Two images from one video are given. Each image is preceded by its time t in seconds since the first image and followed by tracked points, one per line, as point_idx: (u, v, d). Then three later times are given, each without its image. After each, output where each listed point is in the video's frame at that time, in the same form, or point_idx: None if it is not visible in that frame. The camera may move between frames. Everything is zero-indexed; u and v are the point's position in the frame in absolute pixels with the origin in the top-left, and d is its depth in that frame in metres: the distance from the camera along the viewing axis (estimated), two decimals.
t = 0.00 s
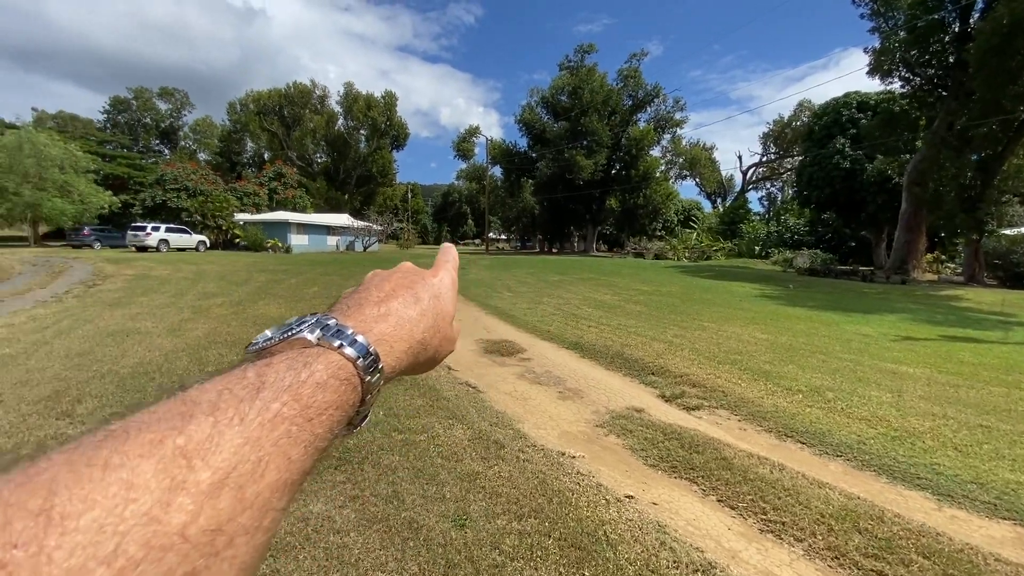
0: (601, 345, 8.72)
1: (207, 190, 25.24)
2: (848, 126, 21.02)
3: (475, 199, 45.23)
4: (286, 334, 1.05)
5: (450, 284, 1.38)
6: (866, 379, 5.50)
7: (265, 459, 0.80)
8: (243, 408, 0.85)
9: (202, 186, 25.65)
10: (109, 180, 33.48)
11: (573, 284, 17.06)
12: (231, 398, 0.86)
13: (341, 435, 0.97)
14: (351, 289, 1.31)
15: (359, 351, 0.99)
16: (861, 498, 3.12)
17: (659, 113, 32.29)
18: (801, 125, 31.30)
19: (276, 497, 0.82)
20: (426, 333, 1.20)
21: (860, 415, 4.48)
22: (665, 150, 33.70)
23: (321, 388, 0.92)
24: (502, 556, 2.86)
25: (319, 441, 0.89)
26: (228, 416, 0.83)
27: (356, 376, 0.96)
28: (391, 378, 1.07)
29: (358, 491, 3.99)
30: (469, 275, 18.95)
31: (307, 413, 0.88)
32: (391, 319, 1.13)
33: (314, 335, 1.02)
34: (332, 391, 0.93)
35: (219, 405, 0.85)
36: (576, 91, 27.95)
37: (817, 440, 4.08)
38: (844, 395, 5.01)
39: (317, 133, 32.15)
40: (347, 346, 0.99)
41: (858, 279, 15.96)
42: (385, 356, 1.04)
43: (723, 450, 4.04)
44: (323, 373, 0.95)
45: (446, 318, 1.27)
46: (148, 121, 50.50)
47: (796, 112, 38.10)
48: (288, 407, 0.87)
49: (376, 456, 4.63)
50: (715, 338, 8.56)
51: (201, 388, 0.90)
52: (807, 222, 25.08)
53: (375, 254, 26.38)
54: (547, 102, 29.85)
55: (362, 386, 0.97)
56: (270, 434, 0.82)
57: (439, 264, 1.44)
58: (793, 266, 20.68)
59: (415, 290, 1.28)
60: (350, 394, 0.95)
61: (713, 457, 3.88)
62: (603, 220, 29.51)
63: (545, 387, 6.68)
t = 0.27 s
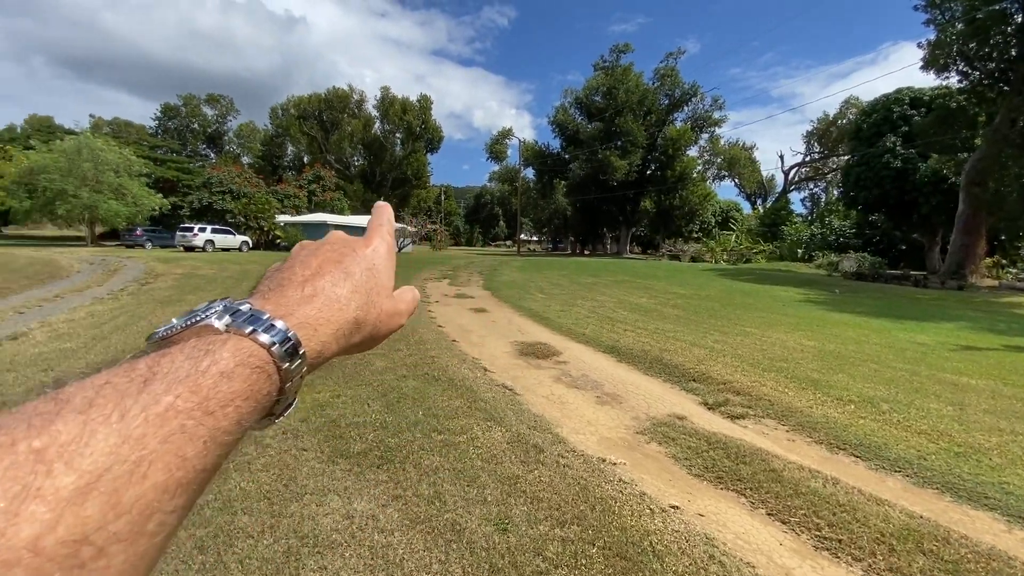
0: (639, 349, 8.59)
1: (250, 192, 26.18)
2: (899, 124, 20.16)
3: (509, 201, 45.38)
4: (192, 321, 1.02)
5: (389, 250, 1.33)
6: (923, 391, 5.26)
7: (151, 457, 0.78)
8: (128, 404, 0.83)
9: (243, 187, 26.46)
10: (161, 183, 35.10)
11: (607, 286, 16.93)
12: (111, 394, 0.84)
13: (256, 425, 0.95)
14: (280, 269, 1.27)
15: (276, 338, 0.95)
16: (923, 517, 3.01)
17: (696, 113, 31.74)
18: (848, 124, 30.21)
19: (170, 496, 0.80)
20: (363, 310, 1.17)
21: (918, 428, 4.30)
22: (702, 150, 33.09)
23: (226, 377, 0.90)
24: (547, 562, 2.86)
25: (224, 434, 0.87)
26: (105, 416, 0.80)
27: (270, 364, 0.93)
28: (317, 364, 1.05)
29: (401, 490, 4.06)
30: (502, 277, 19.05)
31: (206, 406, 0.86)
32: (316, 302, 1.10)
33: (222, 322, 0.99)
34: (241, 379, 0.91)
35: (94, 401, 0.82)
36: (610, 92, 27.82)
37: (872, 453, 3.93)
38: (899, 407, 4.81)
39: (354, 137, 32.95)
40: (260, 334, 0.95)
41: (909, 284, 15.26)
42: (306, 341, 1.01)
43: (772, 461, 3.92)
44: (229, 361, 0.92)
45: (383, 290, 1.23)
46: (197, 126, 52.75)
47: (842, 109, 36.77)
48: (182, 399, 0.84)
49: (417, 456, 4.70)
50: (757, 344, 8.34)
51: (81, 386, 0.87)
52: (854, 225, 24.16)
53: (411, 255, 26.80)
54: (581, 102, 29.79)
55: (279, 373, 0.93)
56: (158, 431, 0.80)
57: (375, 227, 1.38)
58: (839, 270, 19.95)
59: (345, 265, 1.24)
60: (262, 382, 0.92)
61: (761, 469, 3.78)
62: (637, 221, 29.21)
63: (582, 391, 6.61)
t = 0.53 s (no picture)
0: (682, 355, 8.41)
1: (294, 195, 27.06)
2: (961, 120, 19.10)
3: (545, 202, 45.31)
4: (142, 319, 1.01)
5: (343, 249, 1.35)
6: (995, 406, 4.96)
7: (104, 448, 0.78)
8: (79, 398, 0.82)
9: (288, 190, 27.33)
10: (212, 186, 36.70)
11: (646, 289, 16.69)
12: (64, 387, 0.84)
13: (214, 420, 0.95)
14: (234, 271, 1.28)
15: (234, 333, 0.96)
16: (1001, 543, 2.84)
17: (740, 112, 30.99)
18: (903, 120, 28.83)
19: (126, 487, 0.80)
20: (320, 307, 1.19)
21: (991, 446, 4.07)
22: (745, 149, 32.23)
23: (182, 369, 0.90)
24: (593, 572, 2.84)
25: (182, 426, 0.88)
26: (56, 408, 0.80)
27: (229, 359, 0.94)
28: (275, 360, 1.06)
29: (445, 492, 4.09)
30: (539, 278, 19.05)
31: (161, 397, 0.86)
32: (274, 297, 1.12)
33: (176, 319, 0.99)
34: (196, 373, 0.91)
35: (44, 394, 0.82)
36: (649, 91, 27.49)
37: (942, 471, 3.72)
38: (969, 424, 4.55)
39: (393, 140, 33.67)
40: (218, 329, 0.96)
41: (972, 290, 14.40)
42: (264, 336, 1.02)
43: (830, 475, 3.76)
44: (184, 356, 0.92)
45: (340, 286, 1.26)
46: (245, 132, 54.95)
47: (897, 105, 35.11)
48: (136, 392, 0.84)
49: (461, 457, 4.73)
50: (807, 351, 8.05)
51: (28, 383, 0.86)
52: (910, 226, 23.02)
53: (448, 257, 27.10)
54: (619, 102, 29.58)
55: (238, 367, 0.94)
56: (112, 422, 0.80)
57: (327, 225, 1.40)
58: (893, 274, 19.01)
59: (301, 263, 1.25)
60: (220, 376, 0.93)
61: (818, 483, 3.64)
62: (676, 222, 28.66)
63: (624, 397, 6.52)
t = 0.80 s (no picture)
0: (729, 361, 8.14)
1: (337, 197, 27.82)
2: None
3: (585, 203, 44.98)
4: (138, 374, 1.01)
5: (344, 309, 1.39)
6: None
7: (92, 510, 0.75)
8: (69, 461, 0.81)
9: (333, 193, 28.10)
10: (261, 189, 38.18)
11: (689, 292, 16.30)
12: (55, 449, 0.83)
13: (201, 476, 0.92)
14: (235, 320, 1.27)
15: (228, 384, 0.95)
16: None
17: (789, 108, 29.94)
18: (970, 114, 27.15)
19: (108, 553, 0.76)
20: (320, 352, 1.19)
21: None
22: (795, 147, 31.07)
23: (175, 427, 0.89)
24: None
25: (169, 487, 0.86)
26: (42, 474, 0.77)
27: (221, 412, 0.93)
28: (270, 407, 1.05)
29: (491, 496, 4.08)
30: (577, 280, 18.92)
31: (152, 457, 0.84)
32: (273, 343, 1.13)
33: (171, 372, 0.98)
34: (188, 429, 0.90)
35: (34, 458, 0.80)
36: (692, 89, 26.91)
37: None
38: None
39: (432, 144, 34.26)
40: (211, 381, 0.95)
41: None
42: (260, 387, 1.01)
43: (899, 495, 3.60)
44: (176, 412, 0.91)
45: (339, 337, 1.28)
46: (293, 137, 56.97)
47: (963, 98, 33.09)
48: (128, 453, 0.83)
49: (505, 461, 4.72)
50: (865, 360, 7.65)
51: (18, 445, 0.84)
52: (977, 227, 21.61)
53: (487, 259, 27.23)
54: (660, 101, 29.13)
55: (231, 420, 0.93)
56: (100, 486, 0.78)
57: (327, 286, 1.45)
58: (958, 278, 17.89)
59: (302, 312, 1.28)
60: (212, 431, 0.91)
61: (888, 504, 3.49)
62: (719, 223, 27.89)
63: (670, 404, 6.36)
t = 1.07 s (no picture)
0: (782, 368, 7.80)
1: (380, 199, 28.42)
2: None
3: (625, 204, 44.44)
4: None
5: (394, 499, 1.02)
6: None
7: None
8: None
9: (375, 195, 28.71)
10: (308, 192, 39.45)
11: (735, 295, 15.83)
12: None
13: None
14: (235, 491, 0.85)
15: None
16: None
17: (843, 103, 28.72)
18: None
19: None
20: (340, 523, 0.81)
21: None
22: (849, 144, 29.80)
23: None
24: None
25: None
26: None
27: None
28: None
29: (535, 503, 4.00)
30: (617, 282, 18.68)
31: None
32: (267, 536, 0.71)
33: None
34: None
35: None
36: (739, 85, 26.18)
37: None
38: None
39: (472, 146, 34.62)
40: None
41: None
42: None
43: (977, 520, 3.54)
44: None
45: (371, 507, 0.88)
46: (339, 142, 58.75)
47: None
48: None
49: (549, 467, 4.63)
50: (932, 370, 7.22)
51: None
52: None
53: (526, 259, 27.20)
54: (705, 99, 28.54)
55: None
56: None
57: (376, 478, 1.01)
58: None
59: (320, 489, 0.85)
60: None
61: (965, 529, 3.41)
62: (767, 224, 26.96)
63: (719, 412, 6.12)
